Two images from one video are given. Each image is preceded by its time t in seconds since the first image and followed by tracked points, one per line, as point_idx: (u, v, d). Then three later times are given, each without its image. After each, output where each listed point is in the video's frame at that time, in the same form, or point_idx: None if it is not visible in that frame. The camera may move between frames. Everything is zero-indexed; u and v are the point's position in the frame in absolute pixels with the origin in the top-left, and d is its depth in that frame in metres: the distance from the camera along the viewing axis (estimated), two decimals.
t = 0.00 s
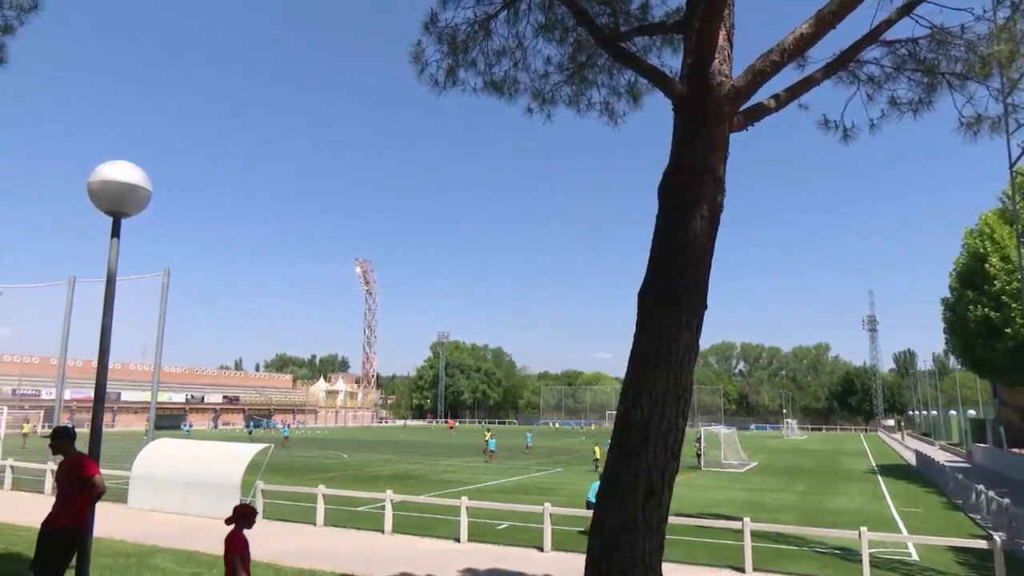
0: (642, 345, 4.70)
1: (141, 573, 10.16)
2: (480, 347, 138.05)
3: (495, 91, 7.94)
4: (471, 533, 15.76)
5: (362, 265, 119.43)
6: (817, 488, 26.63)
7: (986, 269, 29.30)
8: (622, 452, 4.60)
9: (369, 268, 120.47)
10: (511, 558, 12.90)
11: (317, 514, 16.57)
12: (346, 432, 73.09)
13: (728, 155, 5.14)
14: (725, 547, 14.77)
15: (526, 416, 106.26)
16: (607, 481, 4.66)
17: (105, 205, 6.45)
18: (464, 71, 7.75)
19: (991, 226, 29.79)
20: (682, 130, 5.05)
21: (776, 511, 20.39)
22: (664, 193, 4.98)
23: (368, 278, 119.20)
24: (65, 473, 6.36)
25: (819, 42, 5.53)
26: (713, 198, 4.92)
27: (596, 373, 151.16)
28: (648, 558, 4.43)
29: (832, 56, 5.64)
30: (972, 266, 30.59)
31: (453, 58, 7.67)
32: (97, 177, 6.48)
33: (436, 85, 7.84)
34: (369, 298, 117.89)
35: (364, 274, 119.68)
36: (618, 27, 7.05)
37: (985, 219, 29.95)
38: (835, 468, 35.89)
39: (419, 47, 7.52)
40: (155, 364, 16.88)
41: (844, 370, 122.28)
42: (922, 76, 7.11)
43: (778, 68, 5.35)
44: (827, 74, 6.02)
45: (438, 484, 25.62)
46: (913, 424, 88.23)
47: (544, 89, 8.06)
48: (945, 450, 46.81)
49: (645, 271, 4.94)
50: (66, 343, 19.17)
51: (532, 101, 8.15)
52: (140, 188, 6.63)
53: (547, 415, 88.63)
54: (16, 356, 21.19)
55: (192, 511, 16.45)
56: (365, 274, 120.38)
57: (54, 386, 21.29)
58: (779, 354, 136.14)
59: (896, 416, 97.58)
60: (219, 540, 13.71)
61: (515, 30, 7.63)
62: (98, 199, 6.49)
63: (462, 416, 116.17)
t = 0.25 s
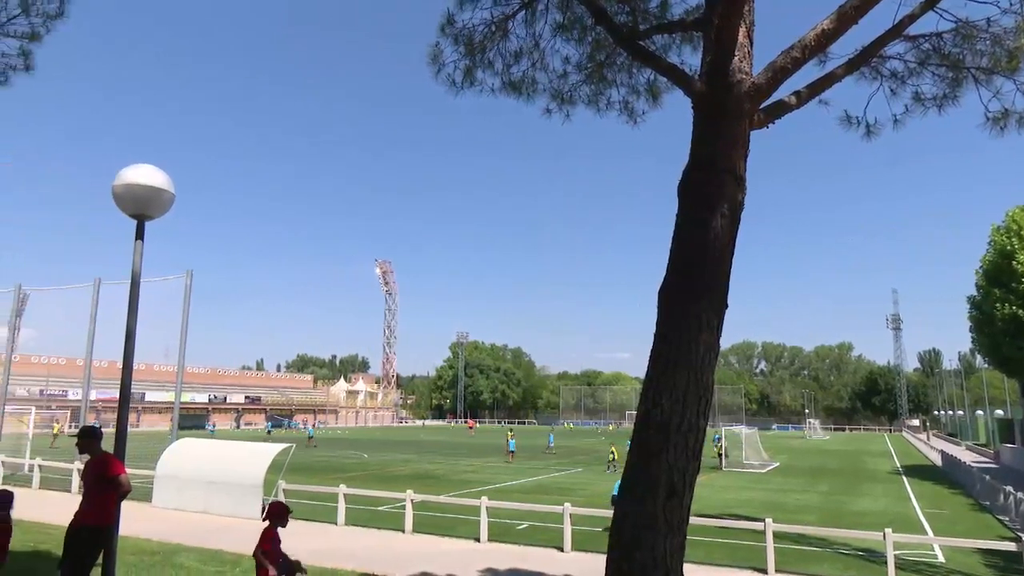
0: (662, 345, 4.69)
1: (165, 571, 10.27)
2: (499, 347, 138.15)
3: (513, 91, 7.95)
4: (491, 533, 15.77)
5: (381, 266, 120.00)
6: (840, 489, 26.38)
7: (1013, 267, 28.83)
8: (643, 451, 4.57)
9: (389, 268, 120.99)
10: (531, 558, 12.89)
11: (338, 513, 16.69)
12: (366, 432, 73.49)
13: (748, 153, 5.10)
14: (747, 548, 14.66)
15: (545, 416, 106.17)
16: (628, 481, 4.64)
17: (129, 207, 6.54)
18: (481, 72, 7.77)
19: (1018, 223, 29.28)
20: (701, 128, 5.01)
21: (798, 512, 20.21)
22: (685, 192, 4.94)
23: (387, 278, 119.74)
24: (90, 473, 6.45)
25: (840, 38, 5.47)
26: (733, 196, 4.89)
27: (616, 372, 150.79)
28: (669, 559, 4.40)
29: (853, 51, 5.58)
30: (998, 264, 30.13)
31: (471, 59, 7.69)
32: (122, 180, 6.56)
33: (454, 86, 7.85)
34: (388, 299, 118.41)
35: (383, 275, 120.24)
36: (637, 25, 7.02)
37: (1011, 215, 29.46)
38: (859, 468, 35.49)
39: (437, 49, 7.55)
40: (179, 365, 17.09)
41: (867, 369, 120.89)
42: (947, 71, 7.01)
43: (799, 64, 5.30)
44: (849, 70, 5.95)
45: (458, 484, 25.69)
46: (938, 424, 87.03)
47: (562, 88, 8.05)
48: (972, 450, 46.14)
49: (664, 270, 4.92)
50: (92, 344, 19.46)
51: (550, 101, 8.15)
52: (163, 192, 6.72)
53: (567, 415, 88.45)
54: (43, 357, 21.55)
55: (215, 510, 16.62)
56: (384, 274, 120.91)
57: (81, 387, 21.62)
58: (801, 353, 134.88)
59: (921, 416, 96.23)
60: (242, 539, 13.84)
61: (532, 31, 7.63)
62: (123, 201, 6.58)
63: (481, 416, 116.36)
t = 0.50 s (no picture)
0: (678, 345, 4.66)
1: (185, 569, 10.37)
2: (515, 347, 138.19)
3: (527, 91, 7.95)
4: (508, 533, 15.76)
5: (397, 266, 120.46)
6: (860, 489, 26.12)
7: None
8: (660, 452, 4.55)
9: (405, 269, 121.37)
10: (549, 558, 12.88)
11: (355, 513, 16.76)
12: (383, 432, 73.80)
13: (766, 151, 5.06)
14: (766, 549, 14.56)
15: (562, 416, 106.06)
16: (645, 482, 4.62)
17: (149, 209, 6.61)
18: (496, 72, 7.77)
19: None
20: (718, 127, 4.99)
21: (817, 513, 20.02)
22: (701, 192, 4.92)
23: (403, 279, 120.18)
24: (110, 473, 6.51)
25: (858, 35, 5.42)
26: (750, 195, 4.85)
27: (632, 372, 150.36)
28: (686, 559, 4.38)
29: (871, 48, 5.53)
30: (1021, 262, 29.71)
31: (485, 59, 7.69)
32: (142, 183, 6.64)
33: (469, 87, 7.87)
34: (405, 299, 118.84)
35: (400, 275, 120.68)
36: (652, 24, 6.99)
37: None
38: (879, 469, 35.13)
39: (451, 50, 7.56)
40: (198, 365, 17.25)
41: (887, 369, 119.65)
42: (968, 66, 6.92)
43: (817, 62, 5.25)
44: (868, 67, 5.90)
45: (475, 484, 25.72)
46: (960, 424, 85.95)
47: (578, 88, 8.03)
48: (995, 451, 45.53)
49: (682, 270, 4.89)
50: (113, 344, 19.70)
51: (565, 101, 8.14)
52: (182, 194, 6.78)
53: (583, 415, 88.29)
54: (66, 358, 21.85)
55: (234, 510, 16.74)
56: (401, 275, 121.38)
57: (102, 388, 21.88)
58: (819, 352, 133.82)
59: (942, 416, 95.10)
60: (261, 538, 13.93)
61: (547, 31, 7.62)
62: (142, 204, 6.65)
63: (497, 416, 116.44)
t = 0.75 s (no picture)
0: (693, 345, 4.64)
1: (203, 568, 10.45)
2: (529, 347, 138.16)
3: (540, 91, 7.94)
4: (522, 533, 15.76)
5: (411, 267, 120.79)
6: (877, 490, 25.89)
7: None
8: (675, 452, 4.53)
9: (418, 269, 121.68)
10: (565, 558, 12.86)
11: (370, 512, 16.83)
12: (397, 432, 74.23)
13: (781, 149, 5.03)
14: (782, 549, 14.46)
15: (576, 416, 105.88)
16: (659, 482, 4.60)
17: (166, 212, 6.67)
18: (509, 72, 7.77)
19: None
20: (732, 125, 4.96)
21: (834, 514, 19.86)
22: (715, 191, 4.89)
23: (417, 279, 120.52)
24: (131, 473, 6.59)
25: (874, 32, 5.37)
26: (765, 193, 4.82)
27: (647, 372, 149.86)
28: (702, 560, 4.36)
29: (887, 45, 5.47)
30: None
31: (498, 59, 7.69)
32: (159, 185, 6.70)
33: (482, 87, 7.87)
34: (419, 299, 119.13)
35: (414, 275, 120.98)
36: (666, 22, 6.96)
37: None
38: (897, 469, 34.81)
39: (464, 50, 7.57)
40: (215, 366, 17.39)
41: (904, 368, 118.53)
42: (987, 62, 6.85)
43: (832, 59, 5.21)
44: (884, 64, 5.84)
45: (489, 484, 25.74)
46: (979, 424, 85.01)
47: (591, 88, 8.02)
48: (1015, 452, 44.96)
49: (696, 269, 4.87)
50: (130, 344, 19.91)
51: (579, 100, 8.12)
52: (198, 196, 6.82)
53: (597, 415, 88.13)
54: (85, 359, 22.10)
55: (250, 509, 16.85)
56: (415, 276, 121.72)
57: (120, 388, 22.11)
58: (836, 352, 132.82)
59: (961, 416, 94.11)
60: (277, 537, 14.03)
61: (560, 30, 7.61)
62: (159, 206, 6.72)
63: (511, 416, 116.46)
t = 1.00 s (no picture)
0: (704, 344, 4.62)
1: (214, 567, 10.50)
2: (538, 347, 138.10)
3: (550, 91, 7.93)
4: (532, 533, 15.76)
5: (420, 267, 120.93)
6: (889, 491, 25.74)
7: None
8: (685, 452, 4.51)
9: (428, 269, 121.87)
10: (575, 558, 12.86)
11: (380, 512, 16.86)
12: (407, 432, 74.33)
13: (791, 148, 5.01)
14: (793, 550, 14.38)
15: (585, 416, 105.72)
16: (669, 482, 4.58)
17: (177, 212, 6.71)
18: (518, 72, 7.77)
19: None
20: (743, 124, 4.94)
21: (845, 515, 19.73)
22: (726, 190, 4.87)
23: (426, 279, 120.64)
24: (144, 473, 6.62)
25: (885, 29, 5.33)
26: (776, 192, 4.80)
27: (657, 372, 149.51)
28: (713, 560, 4.34)
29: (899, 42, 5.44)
30: None
31: (507, 59, 7.70)
32: (170, 186, 6.73)
33: (491, 87, 7.88)
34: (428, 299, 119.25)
35: (423, 276, 121.12)
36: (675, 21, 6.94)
37: None
38: (909, 470, 34.60)
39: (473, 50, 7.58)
40: (225, 366, 17.47)
41: (916, 368, 117.77)
42: (1000, 59, 6.79)
43: (843, 57, 5.17)
44: (896, 62, 5.81)
45: (499, 484, 25.74)
46: (993, 424, 84.35)
47: (600, 87, 8.01)
48: None
49: (706, 269, 4.85)
50: (142, 344, 20.03)
51: (588, 100, 8.11)
52: (209, 198, 6.85)
53: (607, 415, 88.00)
54: (97, 359, 22.25)
55: (261, 509, 16.92)
56: (424, 276, 121.86)
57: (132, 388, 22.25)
58: (847, 351, 132.12)
59: (974, 416, 93.41)
60: (288, 537, 14.07)
61: (569, 30, 7.61)
62: (170, 207, 6.75)
63: (520, 416, 116.43)
